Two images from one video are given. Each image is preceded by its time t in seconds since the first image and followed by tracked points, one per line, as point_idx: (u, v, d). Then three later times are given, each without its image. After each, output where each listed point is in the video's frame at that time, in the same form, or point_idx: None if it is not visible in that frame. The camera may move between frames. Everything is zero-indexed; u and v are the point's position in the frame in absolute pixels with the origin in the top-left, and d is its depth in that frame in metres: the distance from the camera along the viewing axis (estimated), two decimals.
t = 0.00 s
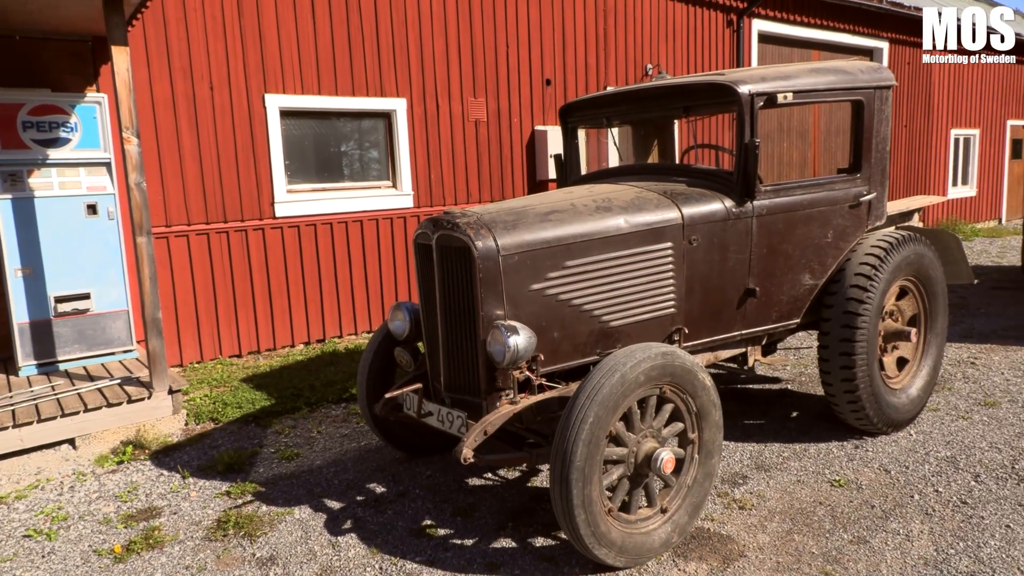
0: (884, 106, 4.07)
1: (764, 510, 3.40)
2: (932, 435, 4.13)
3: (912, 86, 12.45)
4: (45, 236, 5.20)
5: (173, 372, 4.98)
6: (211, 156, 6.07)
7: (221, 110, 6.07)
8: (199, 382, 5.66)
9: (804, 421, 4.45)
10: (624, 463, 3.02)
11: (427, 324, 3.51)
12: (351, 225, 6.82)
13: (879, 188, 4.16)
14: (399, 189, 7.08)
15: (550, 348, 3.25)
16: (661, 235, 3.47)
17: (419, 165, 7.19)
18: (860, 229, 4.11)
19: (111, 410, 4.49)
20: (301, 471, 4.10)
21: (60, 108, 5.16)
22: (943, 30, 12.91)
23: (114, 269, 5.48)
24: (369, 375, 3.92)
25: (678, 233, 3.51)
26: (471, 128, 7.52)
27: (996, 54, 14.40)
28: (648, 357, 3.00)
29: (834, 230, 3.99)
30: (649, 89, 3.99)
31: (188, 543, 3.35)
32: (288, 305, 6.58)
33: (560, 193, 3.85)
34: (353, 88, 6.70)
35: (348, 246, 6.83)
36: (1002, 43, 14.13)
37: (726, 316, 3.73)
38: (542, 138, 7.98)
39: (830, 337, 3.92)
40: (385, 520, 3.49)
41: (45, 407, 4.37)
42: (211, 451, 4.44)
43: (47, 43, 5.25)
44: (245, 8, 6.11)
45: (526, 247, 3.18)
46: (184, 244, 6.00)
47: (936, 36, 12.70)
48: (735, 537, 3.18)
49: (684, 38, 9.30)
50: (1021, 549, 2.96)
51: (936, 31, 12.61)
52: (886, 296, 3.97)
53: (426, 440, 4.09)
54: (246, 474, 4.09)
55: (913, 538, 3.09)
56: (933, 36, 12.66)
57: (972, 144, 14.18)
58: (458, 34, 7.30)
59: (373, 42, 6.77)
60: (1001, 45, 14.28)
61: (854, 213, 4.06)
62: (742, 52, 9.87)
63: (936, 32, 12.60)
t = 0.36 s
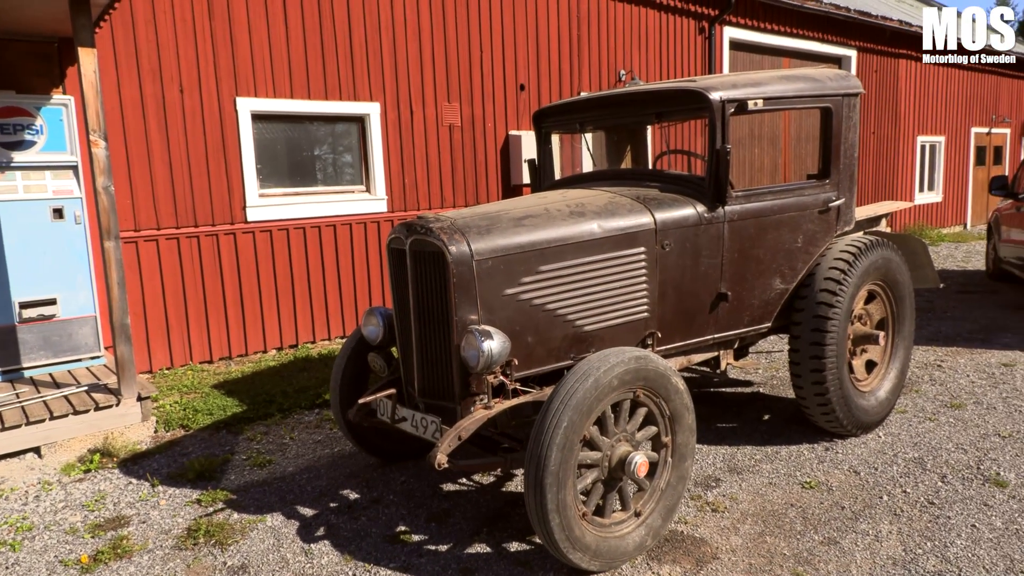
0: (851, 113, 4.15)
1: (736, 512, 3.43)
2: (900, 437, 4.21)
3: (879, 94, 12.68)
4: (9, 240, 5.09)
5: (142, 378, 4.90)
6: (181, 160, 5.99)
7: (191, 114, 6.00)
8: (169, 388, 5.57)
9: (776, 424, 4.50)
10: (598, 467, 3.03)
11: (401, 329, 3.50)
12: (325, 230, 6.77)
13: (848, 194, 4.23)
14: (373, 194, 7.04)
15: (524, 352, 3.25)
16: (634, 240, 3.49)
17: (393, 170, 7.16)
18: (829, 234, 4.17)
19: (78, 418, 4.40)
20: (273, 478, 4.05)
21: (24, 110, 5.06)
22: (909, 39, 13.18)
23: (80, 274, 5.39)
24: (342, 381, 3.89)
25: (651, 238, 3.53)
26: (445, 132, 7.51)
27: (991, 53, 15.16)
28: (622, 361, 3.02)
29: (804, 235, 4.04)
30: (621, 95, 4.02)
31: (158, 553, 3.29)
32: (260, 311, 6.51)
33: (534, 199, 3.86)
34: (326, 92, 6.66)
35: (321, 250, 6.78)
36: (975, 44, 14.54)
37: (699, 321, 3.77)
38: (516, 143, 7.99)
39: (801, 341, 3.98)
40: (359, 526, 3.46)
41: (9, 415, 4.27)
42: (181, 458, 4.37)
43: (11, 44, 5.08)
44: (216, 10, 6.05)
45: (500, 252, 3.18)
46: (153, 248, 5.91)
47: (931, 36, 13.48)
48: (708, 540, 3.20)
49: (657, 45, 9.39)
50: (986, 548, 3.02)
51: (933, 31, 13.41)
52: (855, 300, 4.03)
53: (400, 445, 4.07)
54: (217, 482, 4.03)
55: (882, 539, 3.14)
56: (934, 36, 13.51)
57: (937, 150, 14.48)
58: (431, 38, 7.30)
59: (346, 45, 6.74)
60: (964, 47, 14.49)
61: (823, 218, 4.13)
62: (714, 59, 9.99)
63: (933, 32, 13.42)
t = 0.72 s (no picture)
0: (850, 116, 4.16)
1: (732, 512, 3.44)
2: (895, 439, 4.22)
3: (879, 97, 12.70)
4: (9, 234, 5.10)
5: (140, 374, 4.91)
6: (180, 156, 5.99)
7: (191, 110, 6.00)
8: (166, 384, 5.57)
9: (772, 425, 4.51)
10: (594, 466, 3.04)
11: (399, 327, 3.51)
12: (323, 227, 6.78)
13: (846, 197, 4.24)
14: (372, 192, 7.05)
15: (522, 351, 3.26)
16: (632, 240, 3.51)
17: (391, 167, 7.16)
18: (827, 237, 4.18)
19: (76, 412, 4.41)
20: (270, 474, 4.06)
21: (23, 104, 5.06)
22: (908, 43, 13.21)
23: (78, 269, 5.40)
24: (340, 378, 3.89)
25: (650, 238, 3.54)
26: (445, 131, 7.51)
27: (992, 54, 15.11)
28: (619, 360, 3.03)
29: (802, 236, 4.06)
30: (621, 96, 4.04)
31: (155, 547, 3.30)
32: (258, 307, 6.52)
33: (534, 198, 3.87)
34: (326, 90, 6.67)
35: (320, 248, 6.78)
36: (977, 43, 14.59)
37: (696, 321, 3.78)
38: (516, 143, 8.00)
39: (798, 342, 3.99)
40: (356, 523, 3.47)
41: (7, 409, 4.28)
42: (178, 454, 4.37)
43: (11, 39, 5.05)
44: (217, 7, 6.06)
45: (499, 250, 3.19)
46: (152, 244, 5.91)
47: (933, 36, 13.44)
48: (703, 540, 3.21)
49: (657, 46, 9.41)
50: (980, 550, 3.04)
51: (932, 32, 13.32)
52: (852, 302, 4.05)
53: (397, 443, 4.08)
54: (214, 477, 4.04)
55: (876, 540, 3.15)
56: (933, 36, 13.36)
57: (936, 154, 14.50)
58: (432, 37, 7.30)
59: (346, 43, 6.74)
60: (964, 48, 14.46)
61: (821, 220, 4.14)
62: (713, 61, 10.01)
63: (931, 32, 13.30)
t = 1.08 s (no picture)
0: (842, 116, 4.18)
1: (723, 510, 3.46)
2: (885, 437, 4.25)
3: (871, 97, 12.76)
4: None
5: (131, 371, 4.89)
6: (172, 152, 5.96)
7: (184, 106, 5.98)
8: (157, 381, 5.55)
9: (763, 423, 4.53)
10: (586, 464, 3.05)
11: (392, 325, 3.51)
12: (316, 224, 6.76)
13: (837, 196, 4.25)
14: (365, 189, 7.04)
15: (515, 349, 3.27)
16: (625, 238, 3.51)
17: (385, 164, 7.15)
18: (818, 236, 4.20)
19: (66, 409, 4.39)
20: (262, 471, 4.05)
21: (14, 99, 5.03)
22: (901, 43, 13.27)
23: (70, 264, 5.37)
24: (333, 375, 3.89)
25: (642, 237, 3.55)
26: (439, 128, 7.51)
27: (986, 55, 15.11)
28: (612, 358, 3.04)
29: (793, 236, 4.08)
30: (615, 94, 4.05)
31: (145, 545, 3.29)
32: (250, 304, 6.50)
33: (527, 196, 3.87)
34: (320, 86, 6.65)
35: (313, 244, 6.77)
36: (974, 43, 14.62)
37: (688, 320, 3.79)
38: (510, 140, 8.00)
39: (789, 341, 4.01)
40: (347, 521, 3.46)
41: None
42: (169, 451, 4.36)
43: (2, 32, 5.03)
44: (210, 2, 6.02)
45: (492, 248, 3.19)
46: (144, 240, 5.88)
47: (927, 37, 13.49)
48: (694, 537, 3.23)
49: (651, 45, 9.42)
50: (967, 547, 3.06)
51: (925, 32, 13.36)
52: (843, 301, 4.07)
53: (390, 440, 4.07)
54: (205, 475, 4.03)
55: (866, 537, 3.18)
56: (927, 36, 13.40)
57: (927, 154, 14.58)
58: (426, 33, 7.29)
59: (340, 39, 6.72)
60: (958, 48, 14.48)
61: (813, 220, 4.16)
62: (707, 60, 10.03)
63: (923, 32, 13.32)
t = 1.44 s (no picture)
0: (841, 117, 4.18)
1: (721, 510, 3.46)
2: (884, 438, 4.25)
3: (870, 98, 12.76)
4: None
5: (130, 370, 4.90)
6: (172, 151, 5.97)
7: (183, 106, 5.98)
8: (157, 380, 5.56)
9: (762, 424, 4.54)
10: (585, 464, 3.05)
11: (391, 325, 3.51)
12: (316, 224, 6.76)
13: (836, 197, 4.26)
14: (364, 189, 7.04)
15: (514, 349, 3.27)
16: (624, 239, 3.52)
17: (385, 165, 7.16)
18: (817, 237, 4.21)
19: (65, 408, 4.40)
20: (261, 471, 4.06)
21: (15, 99, 5.03)
22: (901, 44, 13.26)
23: (70, 263, 5.37)
24: (332, 375, 3.90)
25: (641, 238, 3.56)
26: (438, 128, 7.51)
27: (983, 55, 15.07)
28: (610, 359, 3.04)
29: (792, 236, 4.08)
30: (614, 95, 4.05)
31: (145, 544, 3.30)
32: (250, 304, 6.50)
33: (526, 196, 3.88)
34: (319, 86, 6.65)
35: (312, 244, 6.77)
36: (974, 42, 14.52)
37: (687, 320, 3.80)
38: (509, 141, 8.00)
39: (788, 342, 4.01)
40: (346, 521, 3.47)
41: None
42: (169, 450, 4.36)
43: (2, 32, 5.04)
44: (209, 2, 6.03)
45: (491, 248, 3.19)
46: (143, 240, 5.89)
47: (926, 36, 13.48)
48: (693, 538, 3.23)
49: (650, 45, 9.42)
50: (966, 548, 3.07)
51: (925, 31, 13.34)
52: (842, 302, 4.07)
53: (389, 440, 4.08)
54: (205, 474, 4.03)
55: (865, 538, 3.18)
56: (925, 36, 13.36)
57: (927, 155, 14.58)
58: (425, 33, 7.29)
59: (339, 39, 6.72)
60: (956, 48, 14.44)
61: (812, 221, 4.16)
62: (707, 60, 10.03)
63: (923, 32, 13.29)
